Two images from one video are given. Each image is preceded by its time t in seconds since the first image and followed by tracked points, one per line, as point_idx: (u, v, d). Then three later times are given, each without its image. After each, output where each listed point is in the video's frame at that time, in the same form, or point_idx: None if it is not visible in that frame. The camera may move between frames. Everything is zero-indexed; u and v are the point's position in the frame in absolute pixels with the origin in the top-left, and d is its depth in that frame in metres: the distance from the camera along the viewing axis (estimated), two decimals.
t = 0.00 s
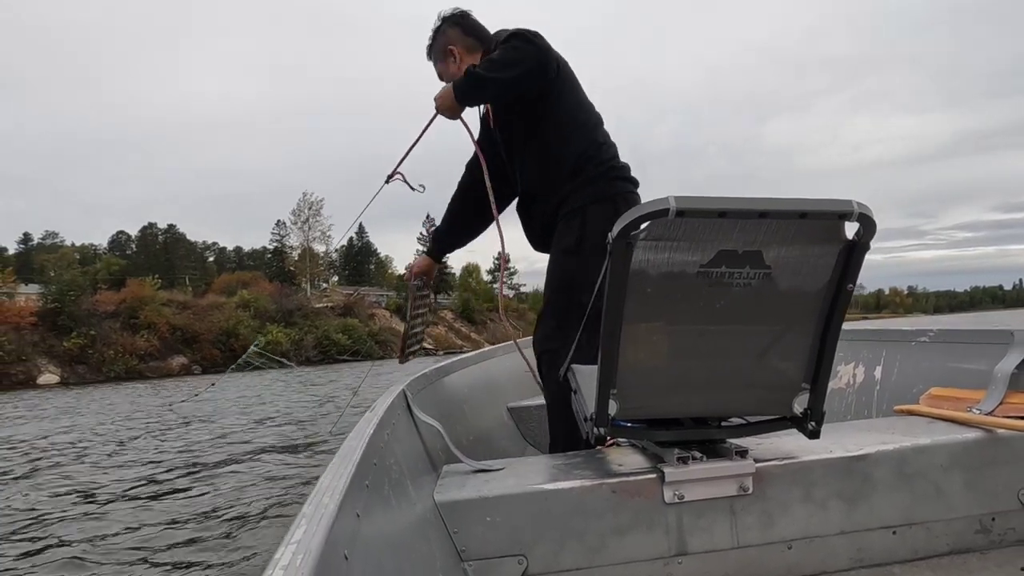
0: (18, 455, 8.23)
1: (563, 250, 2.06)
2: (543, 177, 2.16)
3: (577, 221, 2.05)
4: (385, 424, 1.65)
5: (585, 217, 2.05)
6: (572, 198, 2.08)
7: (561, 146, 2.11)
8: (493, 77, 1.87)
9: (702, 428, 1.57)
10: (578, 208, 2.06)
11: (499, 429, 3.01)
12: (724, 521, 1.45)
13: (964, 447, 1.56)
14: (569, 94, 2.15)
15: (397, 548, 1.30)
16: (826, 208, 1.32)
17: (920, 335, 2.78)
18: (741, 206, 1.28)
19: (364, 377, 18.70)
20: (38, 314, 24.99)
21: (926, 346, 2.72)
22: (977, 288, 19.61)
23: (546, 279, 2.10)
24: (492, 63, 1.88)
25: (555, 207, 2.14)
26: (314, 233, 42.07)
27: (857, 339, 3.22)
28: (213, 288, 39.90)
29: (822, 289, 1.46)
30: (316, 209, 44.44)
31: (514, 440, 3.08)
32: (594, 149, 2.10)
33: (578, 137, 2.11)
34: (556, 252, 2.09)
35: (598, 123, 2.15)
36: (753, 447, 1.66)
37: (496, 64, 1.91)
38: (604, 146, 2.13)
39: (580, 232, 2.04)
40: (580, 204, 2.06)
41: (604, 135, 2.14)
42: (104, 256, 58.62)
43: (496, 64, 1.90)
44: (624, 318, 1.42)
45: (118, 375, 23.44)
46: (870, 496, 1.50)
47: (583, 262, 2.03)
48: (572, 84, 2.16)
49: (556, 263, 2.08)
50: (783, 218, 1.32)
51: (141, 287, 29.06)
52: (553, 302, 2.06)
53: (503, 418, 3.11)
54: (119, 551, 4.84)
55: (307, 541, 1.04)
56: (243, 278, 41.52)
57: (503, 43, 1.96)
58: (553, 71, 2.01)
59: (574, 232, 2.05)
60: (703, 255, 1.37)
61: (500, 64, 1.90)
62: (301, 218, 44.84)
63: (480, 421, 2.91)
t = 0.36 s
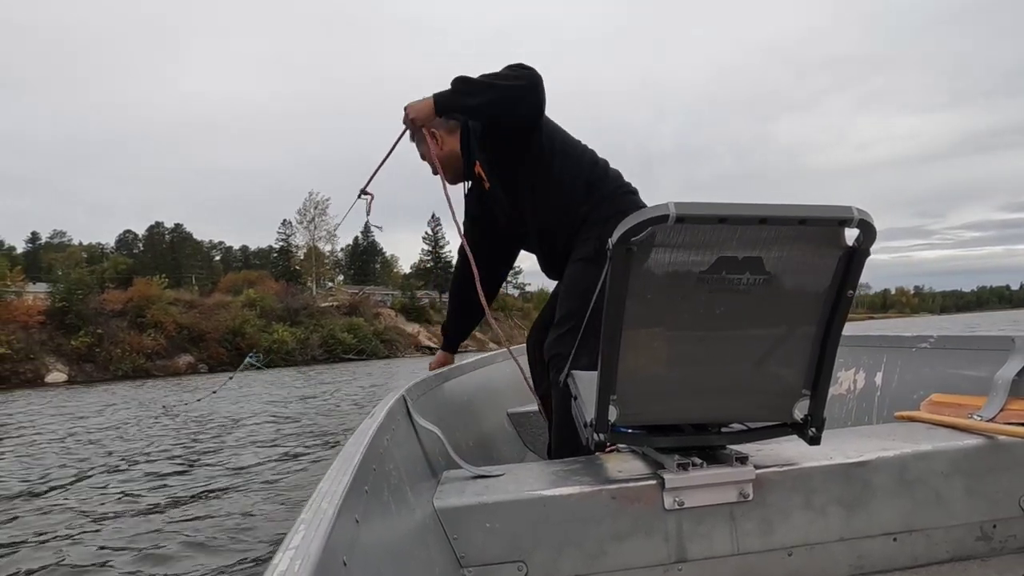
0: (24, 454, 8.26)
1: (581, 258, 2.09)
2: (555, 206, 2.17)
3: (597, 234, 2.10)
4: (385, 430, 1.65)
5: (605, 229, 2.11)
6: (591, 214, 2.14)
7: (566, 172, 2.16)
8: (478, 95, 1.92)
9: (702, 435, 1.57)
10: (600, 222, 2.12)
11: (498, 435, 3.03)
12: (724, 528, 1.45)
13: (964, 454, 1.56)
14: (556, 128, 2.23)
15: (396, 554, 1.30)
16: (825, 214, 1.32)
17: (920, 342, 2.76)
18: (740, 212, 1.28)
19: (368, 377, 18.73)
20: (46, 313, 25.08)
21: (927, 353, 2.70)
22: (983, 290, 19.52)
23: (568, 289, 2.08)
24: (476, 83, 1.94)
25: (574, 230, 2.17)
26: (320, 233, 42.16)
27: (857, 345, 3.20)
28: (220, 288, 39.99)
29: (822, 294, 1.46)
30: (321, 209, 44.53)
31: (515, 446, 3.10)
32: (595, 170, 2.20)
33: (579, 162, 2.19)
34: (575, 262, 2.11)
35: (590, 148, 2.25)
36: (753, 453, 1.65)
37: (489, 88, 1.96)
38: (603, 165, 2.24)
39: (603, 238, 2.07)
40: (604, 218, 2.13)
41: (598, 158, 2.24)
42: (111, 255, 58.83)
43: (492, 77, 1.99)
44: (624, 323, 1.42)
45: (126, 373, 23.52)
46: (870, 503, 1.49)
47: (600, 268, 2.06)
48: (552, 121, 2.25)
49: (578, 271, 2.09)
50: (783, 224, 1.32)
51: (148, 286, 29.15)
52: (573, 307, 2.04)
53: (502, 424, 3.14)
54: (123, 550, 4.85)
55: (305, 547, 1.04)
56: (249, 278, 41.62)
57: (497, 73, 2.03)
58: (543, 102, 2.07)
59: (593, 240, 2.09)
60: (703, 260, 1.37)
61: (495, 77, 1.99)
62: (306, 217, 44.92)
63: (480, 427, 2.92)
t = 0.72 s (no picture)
0: (32, 453, 8.30)
1: (586, 261, 2.11)
2: (559, 221, 2.20)
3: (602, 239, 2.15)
4: (391, 433, 1.66)
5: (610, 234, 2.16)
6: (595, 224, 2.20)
7: (567, 189, 2.20)
8: (479, 127, 2.00)
9: (708, 433, 1.57)
10: (604, 230, 2.17)
11: (504, 436, 3.03)
12: (732, 526, 1.45)
13: (971, 448, 1.55)
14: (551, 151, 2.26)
15: (404, 557, 1.31)
16: (828, 210, 1.31)
17: (925, 336, 2.75)
18: (742, 209, 1.28)
19: (372, 377, 18.75)
20: (53, 313, 25.21)
21: (933, 347, 2.70)
22: (989, 288, 19.44)
23: (572, 287, 2.08)
24: (478, 115, 2.01)
25: (579, 242, 2.21)
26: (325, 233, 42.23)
27: (862, 340, 3.20)
28: (225, 288, 40.11)
29: (827, 291, 1.45)
30: (326, 208, 44.60)
31: (520, 447, 3.10)
32: (593, 182, 2.24)
33: (576, 176, 2.23)
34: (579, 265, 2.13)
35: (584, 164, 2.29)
36: (760, 451, 1.65)
37: (490, 118, 2.01)
38: (598, 175, 2.28)
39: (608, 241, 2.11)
40: (608, 227, 2.18)
41: (591, 168, 2.27)
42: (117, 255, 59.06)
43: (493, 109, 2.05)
44: (628, 323, 1.42)
45: (132, 373, 23.64)
46: (878, 499, 1.49)
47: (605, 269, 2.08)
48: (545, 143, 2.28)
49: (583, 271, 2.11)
50: (785, 221, 1.33)
51: (154, 286, 29.26)
52: (576, 307, 2.04)
53: (507, 425, 3.14)
54: (129, 549, 4.87)
55: (314, 551, 1.05)
56: (254, 277, 41.74)
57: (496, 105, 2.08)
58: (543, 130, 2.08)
59: (597, 243, 2.14)
60: (706, 259, 1.37)
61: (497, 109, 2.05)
62: (311, 217, 45.00)
63: (486, 428, 2.92)
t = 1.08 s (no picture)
0: (39, 453, 8.33)
1: (592, 256, 2.09)
2: (565, 213, 2.19)
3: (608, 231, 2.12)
4: (399, 432, 1.66)
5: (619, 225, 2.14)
6: (601, 214, 2.18)
7: (572, 180, 2.19)
8: (479, 120, 2.03)
9: (716, 427, 1.56)
10: (611, 220, 2.15)
11: (510, 433, 3.02)
12: (742, 521, 1.44)
13: (981, 439, 1.54)
14: (557, 140, 2.26)
15: (413, 556, 1.30)
16: (834, 202, 1.30)
17: (934, 326, 2.76)
18: (748, 203, 1.27)
19: (376, 376, 18.74)
20: (60, 313, 25.30)
21: (942, 337, 2.69)
22: (998, 284, 19.28)
23: (580, 284, 2.07)
24: (477, 109, 2.05)
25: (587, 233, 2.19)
26: (329, 233, 42.26)
27: (869, 332, 3.17)
28: (230, 287, 40.17)
29: (832, 283, 1.45)
30: (331, 208, 44.63)
31: (528, 445, 3.09)
32: (599, 171, 2.22)
33: (582, 166, 2.22)
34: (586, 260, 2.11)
35: (591, 153, 2.28)
36: (768, 444, 1.64)
37: (489, 108, 2.04)
38: (605, 163, 2.27)
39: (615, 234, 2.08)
40: (616, 217, 2.16)
41: (597, 158, 2.26)
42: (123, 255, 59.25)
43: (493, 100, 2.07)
44: (634, 320, 1.42)
45: (138, 373, 23.70)
46: (888, 491, 1.48)
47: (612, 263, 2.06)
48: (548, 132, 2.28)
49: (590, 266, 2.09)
50: (790, 214, 1.31)
51: (159, 286, 29.33)
52: (586, 304, 2.03)
53: (513, 423, 3.13)
54: (137, 548, 4.87)
55: (324, 551, 1.05)
56: (259, 277, 41.79)
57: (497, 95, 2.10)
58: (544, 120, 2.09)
59: (604, 237, 2.11)
60: (711, 253, 1.37)
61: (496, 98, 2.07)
62: (316, 217, 45.07)
63: (493, 427, 2.91)
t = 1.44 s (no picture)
0: (44, 452, 8.37)
1: (594, 252, 2.10)
2: (567, 201, 2.19)
3: (610, 224, 2.12)
4: (401, 426, 1.67)
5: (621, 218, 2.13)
6: (603, 205, 2.16)
7: (575, 167, 2.19)
8: (480, 90, 2.02)
9: (718, 428, 1.57)
10: (613, 213, 2.14)
11: (512, 431, 3.03)
12: (743, 522, 1.45)
13: (984, 445, 1.54)
14: (566, 126, 2.26)
15: (413, 550, 1.32)
16: (839, 205, 1.31)
17: (937, 331, 2.75)
18: (754, 204, 1.28)
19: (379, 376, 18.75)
20: (65, 313, 25.40)
21: (945, 342, 2.69)
22: (1003, 286, 19.19)
23: (582, 278, 2.08)
24: (481, 79, 2.04)
25: (588, 225, 2.19)
26: (333, 233, 42.32)
27: (872, 336, 3.17)
28: (234, 287, 40.26)
29: (837, 285, 1.45)
30: (334, 208, 44.70)
31: (530, 443, 3.09)
32: (605, 162, 2.22)
33: (588, 155, 2.21)
34: (588, 255, 2.11)
35: (599, 144, 2.27)
36: (770, 446, 1.65)
37: (493, 81, 2.04)
38: (611, 155, 2.26)
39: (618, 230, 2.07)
40: (617, 209, 2.15)
41: (605, 148, 2.25)
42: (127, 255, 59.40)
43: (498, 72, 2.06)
44: (638, 318, 1.43)
45: (142, 373, 23.76)
46: (890, 495, 1.49)
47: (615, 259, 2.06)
48: (559, 117, 2.28)
49: (591, 259, 2.10)
50: (795, 215, 1.32)
51: (164, 286, 29.41)
52: (589, 301, 2.04)
53: (515, 421, 3.13)
54: (142, 547, 4.89)
55: (324, 545, 1.06)
56: (263, 276, 41.84)
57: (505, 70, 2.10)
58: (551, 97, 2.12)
59: (606, 232, 2.11)
60: (716, 253, 1.37)
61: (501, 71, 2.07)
62: (320, 217, 45.15)
63: (495, 424, 2.92)
